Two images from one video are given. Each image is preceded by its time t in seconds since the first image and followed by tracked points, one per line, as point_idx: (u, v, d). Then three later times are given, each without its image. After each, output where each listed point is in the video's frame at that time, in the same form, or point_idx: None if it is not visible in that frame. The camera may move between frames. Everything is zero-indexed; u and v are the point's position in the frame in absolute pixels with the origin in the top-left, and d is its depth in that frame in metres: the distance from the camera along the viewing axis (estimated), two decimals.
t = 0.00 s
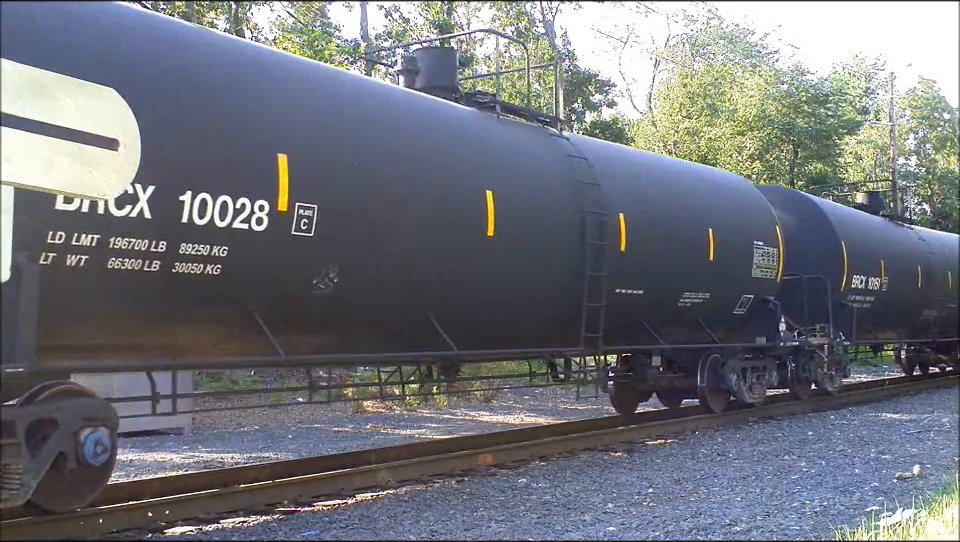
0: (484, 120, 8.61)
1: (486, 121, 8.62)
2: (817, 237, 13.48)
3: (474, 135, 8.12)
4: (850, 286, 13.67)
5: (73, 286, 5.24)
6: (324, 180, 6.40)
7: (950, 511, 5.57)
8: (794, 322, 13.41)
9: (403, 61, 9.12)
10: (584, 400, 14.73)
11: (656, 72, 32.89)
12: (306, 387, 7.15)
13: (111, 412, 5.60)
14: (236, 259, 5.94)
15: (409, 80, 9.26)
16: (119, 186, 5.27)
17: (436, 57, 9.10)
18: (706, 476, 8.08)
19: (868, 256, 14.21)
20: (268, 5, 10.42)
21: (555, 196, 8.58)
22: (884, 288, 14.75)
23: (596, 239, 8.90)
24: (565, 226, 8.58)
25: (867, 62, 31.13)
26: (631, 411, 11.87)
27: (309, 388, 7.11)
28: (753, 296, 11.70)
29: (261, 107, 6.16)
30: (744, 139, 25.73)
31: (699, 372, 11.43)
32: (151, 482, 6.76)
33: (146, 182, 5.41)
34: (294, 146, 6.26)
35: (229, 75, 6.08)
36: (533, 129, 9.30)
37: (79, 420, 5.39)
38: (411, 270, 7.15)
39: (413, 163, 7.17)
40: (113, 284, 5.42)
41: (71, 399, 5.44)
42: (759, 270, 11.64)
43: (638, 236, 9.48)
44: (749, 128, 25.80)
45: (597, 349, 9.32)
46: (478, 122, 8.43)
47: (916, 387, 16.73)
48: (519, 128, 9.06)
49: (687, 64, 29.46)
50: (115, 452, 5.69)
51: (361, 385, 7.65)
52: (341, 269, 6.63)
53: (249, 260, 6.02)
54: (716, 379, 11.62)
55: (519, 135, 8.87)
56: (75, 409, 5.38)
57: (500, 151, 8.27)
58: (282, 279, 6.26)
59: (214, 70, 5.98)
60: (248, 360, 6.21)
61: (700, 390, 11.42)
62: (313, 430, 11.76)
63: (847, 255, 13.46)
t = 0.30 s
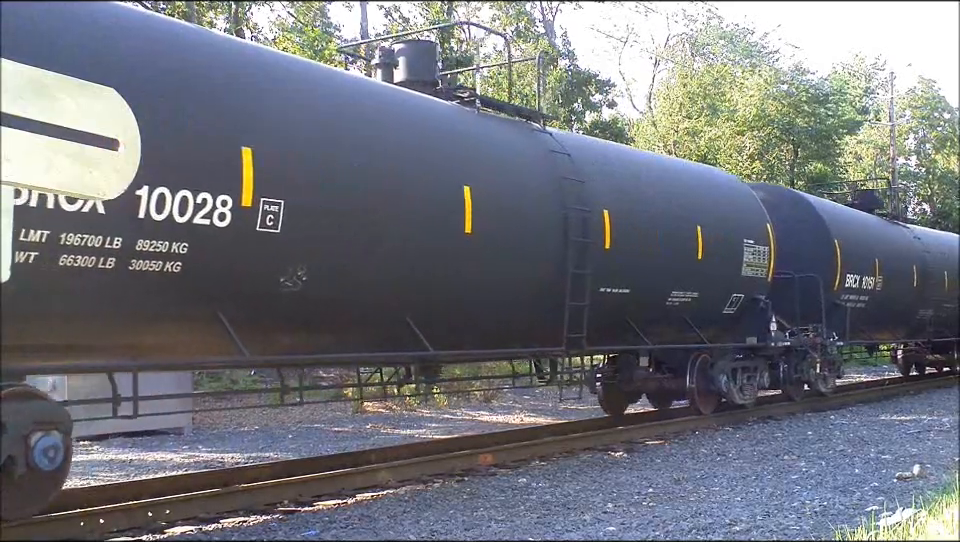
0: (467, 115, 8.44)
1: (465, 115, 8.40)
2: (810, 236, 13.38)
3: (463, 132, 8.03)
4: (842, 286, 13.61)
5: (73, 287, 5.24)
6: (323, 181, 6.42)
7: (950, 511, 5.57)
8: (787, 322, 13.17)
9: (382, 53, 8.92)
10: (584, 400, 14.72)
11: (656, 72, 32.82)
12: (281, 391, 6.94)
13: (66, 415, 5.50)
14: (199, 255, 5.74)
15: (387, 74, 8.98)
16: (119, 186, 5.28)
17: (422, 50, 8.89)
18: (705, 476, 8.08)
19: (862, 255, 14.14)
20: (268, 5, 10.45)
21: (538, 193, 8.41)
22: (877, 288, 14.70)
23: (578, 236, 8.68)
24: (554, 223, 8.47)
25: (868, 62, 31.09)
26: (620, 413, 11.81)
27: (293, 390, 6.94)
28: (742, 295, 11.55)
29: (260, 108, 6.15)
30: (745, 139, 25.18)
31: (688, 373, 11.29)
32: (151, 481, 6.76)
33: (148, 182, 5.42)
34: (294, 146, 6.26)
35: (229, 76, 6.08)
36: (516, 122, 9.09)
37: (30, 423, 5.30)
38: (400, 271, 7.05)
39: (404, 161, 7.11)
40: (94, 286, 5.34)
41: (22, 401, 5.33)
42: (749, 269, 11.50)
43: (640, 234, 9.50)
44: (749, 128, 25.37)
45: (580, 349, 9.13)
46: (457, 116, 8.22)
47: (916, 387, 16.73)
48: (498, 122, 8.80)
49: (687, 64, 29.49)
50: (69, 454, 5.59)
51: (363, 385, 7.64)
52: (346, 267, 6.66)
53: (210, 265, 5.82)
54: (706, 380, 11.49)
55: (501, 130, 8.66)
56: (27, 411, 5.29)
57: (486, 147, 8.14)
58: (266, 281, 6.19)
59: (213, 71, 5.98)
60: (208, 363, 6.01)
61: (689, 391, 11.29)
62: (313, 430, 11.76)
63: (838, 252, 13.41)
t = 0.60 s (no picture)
0: (448, 110, 8.28)
1: (443, 108, 8.20)
2: (803, 236, 13.20)
3: (449, 127, 7.91)
4: (836, 286, 13.41)
5: (64, 286, 5.20)
6: (321, 183, 6.42)
7: (951, 511, 5.57)
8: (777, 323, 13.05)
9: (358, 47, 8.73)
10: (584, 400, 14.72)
11: (657, 72, 32.83)
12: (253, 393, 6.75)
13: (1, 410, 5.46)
14: (174, 251, 5.60)
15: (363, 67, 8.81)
16: (118, 186, 5.27)
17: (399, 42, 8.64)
18: (705, 476, 8.08)
19: (856, 254, 14.01)
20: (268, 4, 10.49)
21: (520, 191, 8.23)
22: (872, 287, 14.52)
23: (561, 234, 8.52)
24: (541, 220, 8.34)
25: (868, 62, 31.07)
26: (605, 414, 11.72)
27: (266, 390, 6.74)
28: (733, 295, 11.34)
29: (259, 108, 6.15)
30: (744, 139, 25.30)
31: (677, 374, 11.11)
32: (150, 482, 6.75)
33: (149, 182, 5.41)
34: (295, 148, 6.27)
35: (229, 76, 6.08)
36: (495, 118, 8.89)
37: None
38: (387, 271, 6.95)
39: (389, 158, 7.00)
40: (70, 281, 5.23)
41: None
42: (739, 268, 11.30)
43: (640, 235, 9.51)
44: (749, 128, 25.50)
45: (563, 350, 8.93)
46: (436, 110, 8.03)
47: (916, 387, 16.73)
48: (478, 117, 8.60)
49: (687, 64, 29.48)
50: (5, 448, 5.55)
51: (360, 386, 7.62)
52: (345, 267, 6.64)
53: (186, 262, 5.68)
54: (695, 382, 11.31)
55: (481, 125, 8.46)
56: None
57: (469, 142, 7.99)
58: (260, 282, 6.14)
59: (215, 72, 5.99)
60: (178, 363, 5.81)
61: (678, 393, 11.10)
62: (313, 430, 11.76)
63: (832, 251, 13.20)
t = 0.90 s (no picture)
0: (426, 104, 8.05)
1: (420, 102, 7.97)
2: (793, 235, 12.95)
3: (431, 123, 7.73)
4: (829, 286, 13.37)
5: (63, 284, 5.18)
6: (321, 183, 6.41)
7: (951, 511, 5.57)
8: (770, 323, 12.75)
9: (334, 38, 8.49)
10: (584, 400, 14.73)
11: (657, 72, 32.80)
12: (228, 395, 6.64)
13: None
14: (162, 251, 5.53)
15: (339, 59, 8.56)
16: (118, 187, 5.26)
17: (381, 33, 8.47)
18: (705, 476, 8.08)
19: (848, 253, 13.86)
20: (268, 4, 10.57)
21: (498, 188, 7.98)
22: (866, 287, 14.50)
23: (544, 232, 8.33)
24: (525, 218, 8.16)
25: (868, 62, 31.07)
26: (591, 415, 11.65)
27: (250, 392, 6.66)
28: (723, 294, 11.13)
29: (258, 109, 6.14)
30: (744, 139, 25.34)
31: (664, 375, 10.95)
32: (150, 482, 6.75)
33: (150, 182, 5.41)
34: (295, 149, 6.27)
35: (229, 77, 6.07)
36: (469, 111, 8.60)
37: None
38: (376, 272, 6.84)
39: (376, 155, 6.89)
40: (60, 281, 5.17)
41: None
42: (729, 267, 11.10)
43: (642, 236, 9.53)
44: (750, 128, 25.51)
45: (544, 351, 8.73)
46: (416, 104, 7.82)
47: (916, 387, 16.74)
48: (456, 111, 8.36)
49: (687, 64, 29.51)
50: None
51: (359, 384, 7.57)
52: (339, 270, 6.57)
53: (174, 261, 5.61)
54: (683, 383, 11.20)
55: (459, 119, 8.21)
56: None
57: (449, 138, 7.77)
58: (255, 285, 6.09)
59: (215, 73, 5.99)
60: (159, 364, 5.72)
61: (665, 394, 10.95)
62: (313, 430, 11.77)
63: (825, 249, 13.17)
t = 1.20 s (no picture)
0: (402, 96, 7.77)
1: (394, 94, 7.67)
2: (784, 235, 12.71)
3: (409, 117, 7.51)
4: (821, 285, 13.18)
5: (65, 283, 5.21)
6: (320, 183, 6.38)
7: (951, 511, 5.57)
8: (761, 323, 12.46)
9: (308, 30, 8.07)
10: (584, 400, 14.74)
11: (657, 72, 32.71)
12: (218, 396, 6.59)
13: None
14: (159, 253, 5.52)
15: (314, 52, 8.20)
16: (118, 187, 5.27)
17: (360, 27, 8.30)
18: (705, 476, 8.08)
19: (841, 251, 13.71)
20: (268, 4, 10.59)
21: (473, 185, 7.71)
22: (860, 286, 14.33)
23: (523, 229, 8.08)
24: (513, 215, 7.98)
25: (868, 62, 31.04)
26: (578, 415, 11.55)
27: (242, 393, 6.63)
28: (712, 293, 10.88)
29: (257, 111, 6.12)
30: (744, 138, 25.03)
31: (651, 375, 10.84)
32: (149, 482, 6.74)
33: (149, 182, 5.41)
34: (296, 149, 6.27)
35: (228, 78, 6.06)
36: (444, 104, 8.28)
37: None
38: (365, 273, 6.75)
39: (366, 154, 6.79)
40: (59, 280, 5.18)
41: None
42: (718, 265, 10.86)
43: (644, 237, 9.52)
44: (749, 127, 25.21)
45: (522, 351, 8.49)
46: (389, 97, 7.56)
47: (916, 387, 16.73)
48: (433, 105, 8.09)
49: (687, 63, 29.54)
50: None
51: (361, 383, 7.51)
52: (330, 270, 6.50)
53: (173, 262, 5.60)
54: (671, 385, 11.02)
55: (434, 112, 7.93)
56: None
57: (424, 132, 7.52)
58: (252, 292, 6.08)
59: (215, 75, 5.99)
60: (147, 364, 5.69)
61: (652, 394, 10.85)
62: (314, 430, 11.77)
63: (817, 246, 13.00)
